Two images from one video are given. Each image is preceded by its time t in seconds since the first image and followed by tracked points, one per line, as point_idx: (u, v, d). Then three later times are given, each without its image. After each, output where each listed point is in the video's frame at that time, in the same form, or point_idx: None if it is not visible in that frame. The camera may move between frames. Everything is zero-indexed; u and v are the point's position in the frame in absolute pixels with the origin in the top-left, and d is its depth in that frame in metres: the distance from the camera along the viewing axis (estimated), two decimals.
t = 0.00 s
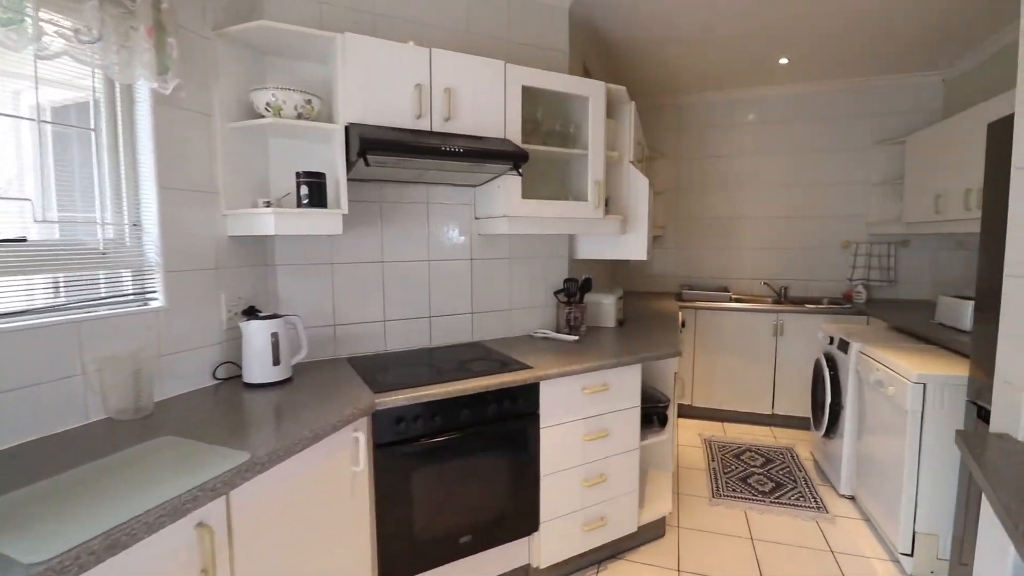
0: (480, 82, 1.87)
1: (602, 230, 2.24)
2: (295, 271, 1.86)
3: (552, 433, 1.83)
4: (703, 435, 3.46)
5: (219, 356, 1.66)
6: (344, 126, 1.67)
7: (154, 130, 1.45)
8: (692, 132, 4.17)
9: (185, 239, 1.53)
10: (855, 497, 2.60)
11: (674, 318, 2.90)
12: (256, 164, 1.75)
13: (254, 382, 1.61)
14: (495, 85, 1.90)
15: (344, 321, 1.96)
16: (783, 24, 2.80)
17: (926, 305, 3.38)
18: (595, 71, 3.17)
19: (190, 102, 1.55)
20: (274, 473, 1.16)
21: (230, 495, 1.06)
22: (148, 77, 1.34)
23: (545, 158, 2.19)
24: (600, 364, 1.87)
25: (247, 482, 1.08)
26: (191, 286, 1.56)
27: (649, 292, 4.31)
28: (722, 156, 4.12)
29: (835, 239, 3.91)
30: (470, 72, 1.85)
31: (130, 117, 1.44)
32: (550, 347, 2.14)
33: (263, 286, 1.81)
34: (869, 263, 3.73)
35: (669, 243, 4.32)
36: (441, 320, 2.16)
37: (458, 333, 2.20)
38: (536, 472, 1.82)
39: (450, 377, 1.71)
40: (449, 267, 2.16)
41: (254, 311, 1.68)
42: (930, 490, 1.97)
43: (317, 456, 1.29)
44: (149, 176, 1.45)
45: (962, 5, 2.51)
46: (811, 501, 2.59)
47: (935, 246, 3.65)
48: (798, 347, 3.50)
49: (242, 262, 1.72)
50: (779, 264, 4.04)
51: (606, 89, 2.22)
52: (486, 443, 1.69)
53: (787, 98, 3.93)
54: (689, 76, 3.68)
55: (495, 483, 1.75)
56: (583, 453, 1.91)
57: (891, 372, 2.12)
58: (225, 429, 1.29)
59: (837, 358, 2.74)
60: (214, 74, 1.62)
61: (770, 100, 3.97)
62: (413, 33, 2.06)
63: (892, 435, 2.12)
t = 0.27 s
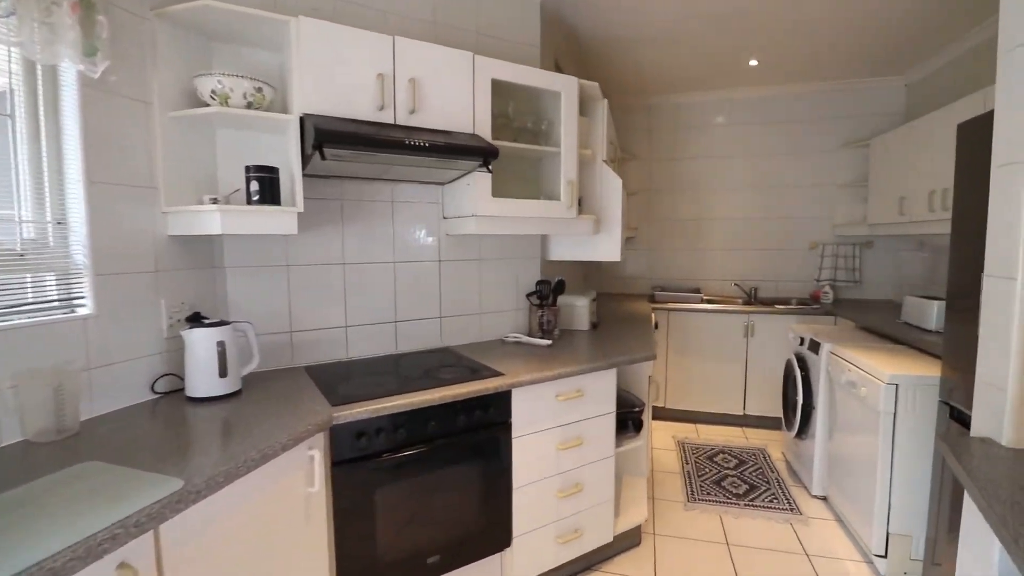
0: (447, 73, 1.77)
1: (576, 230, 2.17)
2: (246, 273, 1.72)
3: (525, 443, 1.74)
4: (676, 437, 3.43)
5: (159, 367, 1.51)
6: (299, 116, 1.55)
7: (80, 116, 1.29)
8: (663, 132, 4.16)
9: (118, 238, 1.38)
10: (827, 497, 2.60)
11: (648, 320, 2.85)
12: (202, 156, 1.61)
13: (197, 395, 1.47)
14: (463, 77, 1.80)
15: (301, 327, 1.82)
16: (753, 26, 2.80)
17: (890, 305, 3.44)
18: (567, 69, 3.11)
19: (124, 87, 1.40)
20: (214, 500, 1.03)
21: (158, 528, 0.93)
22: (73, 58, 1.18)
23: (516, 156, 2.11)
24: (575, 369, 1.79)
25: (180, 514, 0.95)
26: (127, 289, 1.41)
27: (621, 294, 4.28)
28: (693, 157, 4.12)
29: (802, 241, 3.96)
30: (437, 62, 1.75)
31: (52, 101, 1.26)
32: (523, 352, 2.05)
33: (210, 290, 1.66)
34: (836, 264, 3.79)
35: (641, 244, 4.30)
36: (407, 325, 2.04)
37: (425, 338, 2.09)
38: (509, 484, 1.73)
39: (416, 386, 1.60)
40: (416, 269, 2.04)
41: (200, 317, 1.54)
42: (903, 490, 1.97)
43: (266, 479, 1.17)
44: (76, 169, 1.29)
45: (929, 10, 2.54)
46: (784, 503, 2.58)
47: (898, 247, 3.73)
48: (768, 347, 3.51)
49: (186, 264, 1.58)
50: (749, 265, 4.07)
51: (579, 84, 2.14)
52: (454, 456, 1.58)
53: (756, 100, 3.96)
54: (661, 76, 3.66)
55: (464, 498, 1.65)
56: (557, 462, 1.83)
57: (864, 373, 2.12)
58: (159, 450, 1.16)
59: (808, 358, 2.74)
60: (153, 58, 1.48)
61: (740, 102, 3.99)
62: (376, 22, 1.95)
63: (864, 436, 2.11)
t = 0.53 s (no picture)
0: (408, 62, 1.64)
1: (547, 232, 2.07)
2: (185, 279, 1.54)
3: (496, 459, 1.62)
4: (647, 441, 3.39)
5: (80, 387, 1.32)
6: (243, 104, 1.40)
7: None
8: (631, 133, 4.13)
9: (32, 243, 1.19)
10: (798, 498, 2.59)
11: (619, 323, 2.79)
12: (130, 148, 1.43)
13: (122, 418, 1.30)
14: (426, 67, 1.68)
15: (249, 336, 1.66)
16: (721, 26, 2.77)
17: (852, 305, 3.51)
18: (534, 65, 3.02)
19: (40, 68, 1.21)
20: (137, 550, 0.88)
21: None
22: None
23: (484, 153, 2.01)
24: (549, 378, 1.70)
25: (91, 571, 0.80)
26: (45, 301, 1.22)
27: (590, 296, 4.22)
28: (660, 158, 4.10)
29: (767, 242, 4.00)
30: (398, 50, 1.62)
31: None
32: (492, 360, 1.94)
33: (142, 298, 1.48)
34: (799, 264, 3.85)
35: (610, 245, 4.25)
36: (368, 332, 1.90)
37: (387, 346, 1.95)
38: (479, 503, 1.61)
39: (377, 401, 1.47)
40: (377, 272, 1.90)
41: (129, 328, 1.36)
42: (875, 492, 1.96)
43: (202, 517, 1.02)
44: None
45: (892, 16, 2.57)
46: (757, 506, 2.56)
47: (858, 248, 3.81)
48: (736, 348, 3.52)
49: (112, 270, 1.40)
50: (716, 266, 4.08)
51: (549, 78, 2.05)
52: (420, 477, 1.45)
53: (721, 102, 3.97)
54: (629, 76, 3.62)
55: (432, 521, 1.52)
56: (530, 477, 1.72)
57: (836, 374, 2.10)
58: (73, 488, 0.99)
59: (777, 360, 2.74)
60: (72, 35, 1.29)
61: (706, 104, 4.00)
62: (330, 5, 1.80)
63: (836, 438, 2.10)
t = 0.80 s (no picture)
0: (369, 51, 1.52)
1: (519, 234, 1.98)
2: (114, 287, 1.37)
3: (468, 478, 1.51)
4: (619, 446, 3.34)
5: None
6: (180, 91, 1.24)
7: None
8: (599, 134, 4.08)
9: None
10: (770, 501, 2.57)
11: (591, 327, 2.72)
12: (46, 139, 1.25)
13: (39, 450, 1.12)
14: (388, 56, 1.56)
15: (190, 350, 1.50)
16: (691, 28, 2.74)
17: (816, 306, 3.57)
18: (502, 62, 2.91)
19: None
20: None
21: None
22: None
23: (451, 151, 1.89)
24: (523, 390, 1.60)
25: None
26: None
27: (560, 299, 4.16)
28: (629, 159, 4.08)
29: (734, 244, 4.03)
30: (357, 37, 1.49)
31: None
32: (461, 370, 1.82)
33: (63, 310, 1.30)
34: (765, 266, 3.93)
35: (579, 247, 4.19)
36: (326, 343, 1.75)
37: (348, 357, 1.81)
38: (450, 527, 1.49)
39: (336, 421, 1.33)
40: (336, 278, 1.76)
41: (47, 346, 1.18)
42: (849, 495, 1.95)
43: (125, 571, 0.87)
44: None
45: (856, 22, 2.59)
46: (730, 510, 2.53)
47: (820, 249, 3.89)
48: (706, 350, 3.51)
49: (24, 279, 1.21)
50: (684, 268, 4.09)
51: (521, 73, 1.94)
52: (384, 505, 1.32)
53: (689, 105, 3.97)
54: (598, 77, 3.56)
55: (397, 552, 1.38)
56: (504, 495, 1.62)
57: (809, 378, 2.09)
58: None
59: (748, 362, 2.73)
60: None
61: (674, 106, 3.99)
62: None
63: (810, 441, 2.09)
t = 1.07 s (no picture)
0: (327, 36, 1.40)
1: (489, 235, 1.88)
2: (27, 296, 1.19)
3: (437, 497, 1.40)
4: (591, 450, 3.29)
5: None
6: (106, 72, 1.09)
7: None
8: (567, 134, 4.03)
9: None
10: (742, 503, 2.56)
11: (562, 331, 2.65)
12: None
13: None
14: (348, 43, 1.44)
15: (122, 365, 1.33)
16: (661, 27, 2.71)
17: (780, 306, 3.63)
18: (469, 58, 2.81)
19: None
20: None
21: None
22: None
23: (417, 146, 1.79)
24: (496, 401, 1.50)
25: None
26: None
27: (529, 301, 4.08)
28: (598, 161, 4.04)
29: (700, 245, 4.06)
30: (312, 20, 1.37)
31: None
32: (429, 380, 1.72)
33: None
34: (731, 269, 3.95)
35: (548, 249, 4.13)
36: (280, 353, 1.61)
37: (305, 368, 1.67)
38: (418, 551, 1.38)
39: (291, 441, 1.20)
40: (291, 282, 1.62)
41: None
42: (822, 497, 1.95)
43: None
44: None
45: (821, 26, 2.62)
46: (703, 514, 2.51)
47: (783, 251, 3.96)
48: (675, 351, 3.51)
49: None
50: (652, 270, 4.08)
51: (491, 66, 1.85)
52: (345, 532, 1.20)
53: (656, 107, 3.98)
54: (566, 76, 3.51)
55: None
56: (476, 512, 1.52)
57: (781, 379, 2.08)
58: None
59: (718, 364, 2.72)
60: None
61: (641, 107, 3.98)
62: None
63: (782, 443, 2.08)
